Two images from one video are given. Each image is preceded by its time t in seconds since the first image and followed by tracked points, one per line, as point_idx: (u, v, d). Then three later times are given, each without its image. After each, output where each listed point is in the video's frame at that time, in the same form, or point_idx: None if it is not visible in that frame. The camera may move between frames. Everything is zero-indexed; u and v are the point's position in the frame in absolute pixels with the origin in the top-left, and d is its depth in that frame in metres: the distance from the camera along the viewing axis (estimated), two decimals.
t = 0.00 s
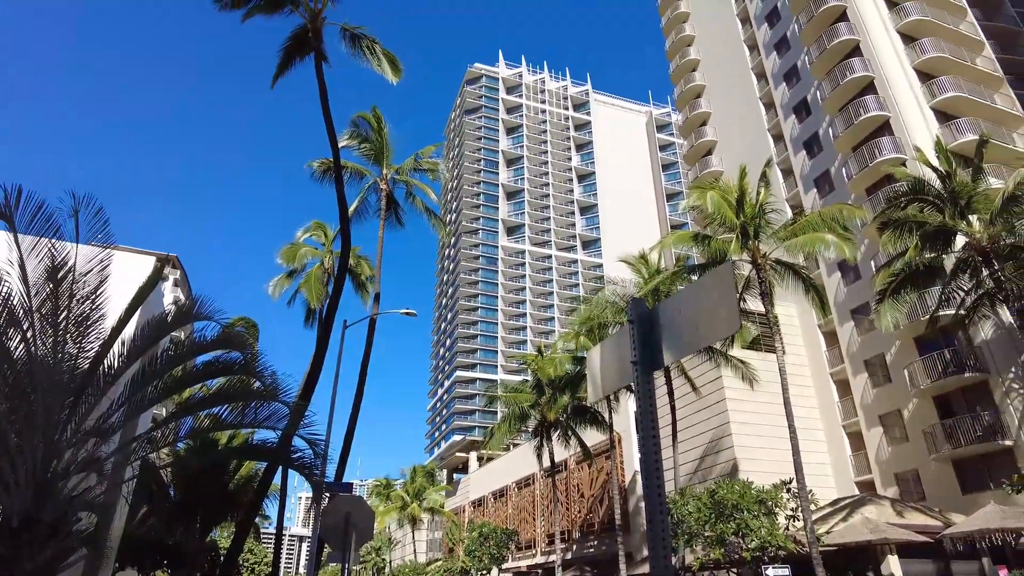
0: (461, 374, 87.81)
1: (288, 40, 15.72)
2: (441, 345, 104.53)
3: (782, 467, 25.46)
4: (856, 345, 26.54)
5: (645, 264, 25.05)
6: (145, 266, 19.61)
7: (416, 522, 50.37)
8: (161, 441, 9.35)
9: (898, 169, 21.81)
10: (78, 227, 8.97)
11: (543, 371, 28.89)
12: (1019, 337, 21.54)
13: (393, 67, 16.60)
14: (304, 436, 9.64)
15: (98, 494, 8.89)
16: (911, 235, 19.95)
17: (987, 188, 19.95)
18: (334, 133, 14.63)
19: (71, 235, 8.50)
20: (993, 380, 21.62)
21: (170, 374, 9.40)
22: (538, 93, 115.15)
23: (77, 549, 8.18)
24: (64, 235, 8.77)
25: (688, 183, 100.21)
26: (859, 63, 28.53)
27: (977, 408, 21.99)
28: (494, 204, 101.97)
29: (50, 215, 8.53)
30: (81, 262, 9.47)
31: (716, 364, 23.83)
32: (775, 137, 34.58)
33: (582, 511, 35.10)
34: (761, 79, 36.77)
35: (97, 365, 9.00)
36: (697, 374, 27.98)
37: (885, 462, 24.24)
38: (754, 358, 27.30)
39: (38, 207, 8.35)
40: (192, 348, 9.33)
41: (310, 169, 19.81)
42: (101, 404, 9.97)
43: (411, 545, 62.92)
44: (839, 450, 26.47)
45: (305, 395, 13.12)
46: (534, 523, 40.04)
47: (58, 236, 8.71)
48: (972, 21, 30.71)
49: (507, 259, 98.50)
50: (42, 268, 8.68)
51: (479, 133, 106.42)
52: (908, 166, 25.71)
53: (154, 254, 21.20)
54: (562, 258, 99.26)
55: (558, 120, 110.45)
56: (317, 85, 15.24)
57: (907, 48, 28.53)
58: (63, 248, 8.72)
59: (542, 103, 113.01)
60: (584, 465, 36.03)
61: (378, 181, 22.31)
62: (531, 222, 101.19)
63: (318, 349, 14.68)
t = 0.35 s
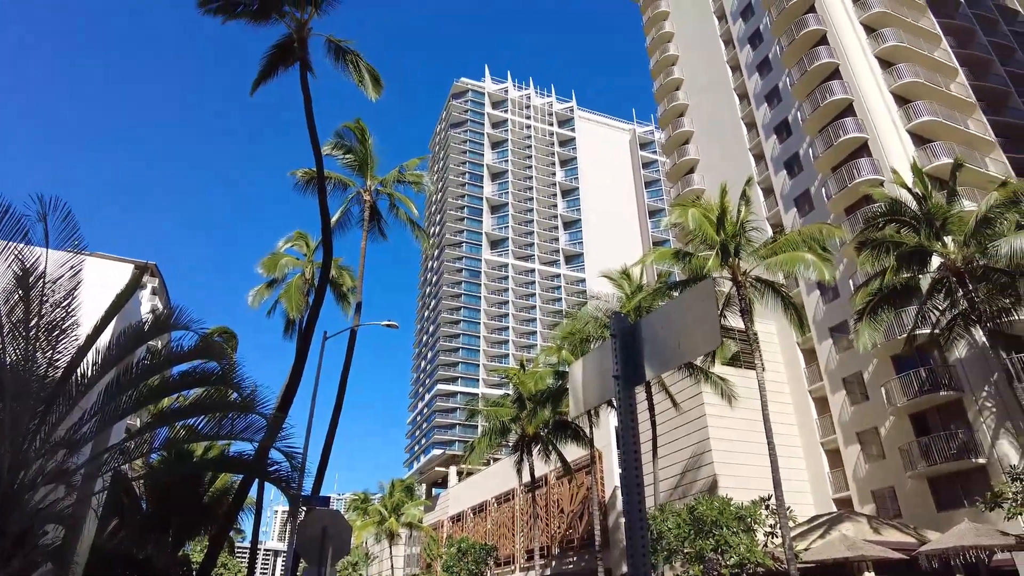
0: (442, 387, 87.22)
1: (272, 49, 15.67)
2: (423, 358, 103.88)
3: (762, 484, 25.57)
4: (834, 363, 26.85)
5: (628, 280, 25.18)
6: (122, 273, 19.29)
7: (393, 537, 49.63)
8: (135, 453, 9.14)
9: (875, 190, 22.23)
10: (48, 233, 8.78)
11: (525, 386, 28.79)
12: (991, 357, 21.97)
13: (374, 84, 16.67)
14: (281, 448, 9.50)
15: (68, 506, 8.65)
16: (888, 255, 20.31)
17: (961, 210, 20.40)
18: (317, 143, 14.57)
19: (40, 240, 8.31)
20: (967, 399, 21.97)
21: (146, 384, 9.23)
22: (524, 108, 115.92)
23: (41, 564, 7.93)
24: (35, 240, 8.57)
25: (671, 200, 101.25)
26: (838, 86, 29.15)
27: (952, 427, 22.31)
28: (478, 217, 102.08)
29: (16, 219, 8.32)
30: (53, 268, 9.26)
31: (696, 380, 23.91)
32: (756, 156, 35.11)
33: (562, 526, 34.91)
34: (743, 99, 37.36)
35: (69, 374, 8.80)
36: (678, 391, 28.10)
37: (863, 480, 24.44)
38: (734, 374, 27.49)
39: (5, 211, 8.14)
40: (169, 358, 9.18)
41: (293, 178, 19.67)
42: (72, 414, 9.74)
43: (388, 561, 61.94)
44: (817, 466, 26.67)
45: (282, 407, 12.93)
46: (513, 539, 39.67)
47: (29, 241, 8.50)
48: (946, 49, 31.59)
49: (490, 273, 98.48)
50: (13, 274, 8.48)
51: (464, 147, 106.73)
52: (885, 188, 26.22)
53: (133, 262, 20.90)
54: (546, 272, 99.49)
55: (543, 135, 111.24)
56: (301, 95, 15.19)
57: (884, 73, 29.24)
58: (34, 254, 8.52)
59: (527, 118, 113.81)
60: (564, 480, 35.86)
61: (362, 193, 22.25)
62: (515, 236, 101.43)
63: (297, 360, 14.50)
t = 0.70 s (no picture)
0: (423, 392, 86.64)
1: (255, 49, 15.54)
2: (404, 362, 103.27)
3: (740, 492, 25.73)
4: (812, 373, 27.17)
5: (610, 287, 25.27)
6: (98, 272, 18.97)
7: (371, 543, 49.06)
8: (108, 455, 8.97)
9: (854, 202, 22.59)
10: (19, 229, 8.58)
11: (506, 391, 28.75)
12: (965, 368, 22.39)
13: (354, 89, 16.62)
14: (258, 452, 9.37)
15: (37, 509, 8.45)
16: (866, 267, 20.62)
17: (937, 224, 20.80)
18: (301, 145, 14.46)
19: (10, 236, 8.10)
20: (941, 409, 22.33)
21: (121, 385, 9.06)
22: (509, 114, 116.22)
23: (6, 569, 7.74)
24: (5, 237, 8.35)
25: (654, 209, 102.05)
26: (819, 99, 29.62)
27: (927, 436, 22.66)
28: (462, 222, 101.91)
29: None
30: (24, 265, 9.03)
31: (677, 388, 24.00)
32: (739, 167, 35.50)
33: (541, 533, 34.81)
34: (726, 110, 37.79)
35: (40, 374, 8.61)
36: (658, 398, 28.23)
37: (840, 488, 24.70)
38: (714, 383, 27.68)
39: None
40: (145, 359, 9.02)
41: (275, 179, 19.50)
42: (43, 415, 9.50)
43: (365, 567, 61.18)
44: (795, 475, 26.92)
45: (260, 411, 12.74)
46: (492, 545, 39.48)
47: None
48: (924, 66, 32.29)
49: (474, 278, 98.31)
50: None
51: (449, 151, 106.62)
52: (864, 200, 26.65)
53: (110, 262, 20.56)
54: (529, 278, 99.55)
55: (528, 142, 111.55)
56: (285, 96, 15.08)
57: (864, 87, 29.77)
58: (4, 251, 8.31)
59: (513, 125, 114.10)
60: (544, 486, 35.80)
61: (345, 196, 22.12)
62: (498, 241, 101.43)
63: (277, 363, 14.32)
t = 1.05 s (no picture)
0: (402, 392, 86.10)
1: (237, 43, 15.29)
2: (383, 362, 102.61)
3: (716, 494, 25.96)
4: (789, 377, 27.51)
5: (591, 289, 25.35)
6: (70, 267, 18.42)
7: (348, 543, 48.66)
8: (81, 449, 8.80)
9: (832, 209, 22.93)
10: None
11: (486, 392, 28.70)
12: (936, 374, 22.75)
13: (336, 86, 16.47)
14: (233, 449, 9.22)
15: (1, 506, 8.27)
16: (843, 273, 20.91)
17: (912, 231, 21.20)
18: (282, 141, 14.28)
19: None
20: (913, 414, 22.77)
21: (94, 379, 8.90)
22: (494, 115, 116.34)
23: None
24: None
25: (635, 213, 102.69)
26: (800, 106, 30.04)
27: (899, 440, 23.07)
28: (444, 221, 101.53)
29: None
30: None
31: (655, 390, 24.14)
32: (720, 172, 35.85)
33: (518, 534, 34.83)
34: (708, 116, 38.14)
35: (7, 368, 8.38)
36: (636, 400, 28.43)
37: (813, 491, 25.02)
38: (692, 386, 27.96)
39: None
40: (118, 354, 8.84)
41: (255, 174, 19.25)
42: (11, 408, 9.29)
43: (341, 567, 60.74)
44: (770, 477, 27.22)
45: (234, 409, 12.56)
46: (469, 545, 39.41)
47: None
48: (901, 77, 32.90)
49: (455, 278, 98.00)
50: None
51: (433, 150, 106.22)
52: (842, 207, 27.06)
53: (82, 254, 20.16)
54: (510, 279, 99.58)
55: (512, 143, 111.59)
56: (267, 91, 14.87)
57: (844, 96, 30.25)
58: None
59: (497, 125, 114.01)
60: (522, 487, 35.79)
61: (326, 192, 21.90)
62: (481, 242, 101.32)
63: (253, 360, 14.12)
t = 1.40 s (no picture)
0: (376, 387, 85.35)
1: (215, 30, 14.90)
2: (358, 356, 101.75)
3: (686, 492, 26.23)
4: (760, 377, 27.90)
5: (568, 287, 25.38)
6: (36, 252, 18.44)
7: (318, 539, 48.13)
8: (44, 439, 8.57)
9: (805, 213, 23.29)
10: None
11: (460, 388, 28.60)
12: (903, 377, 23.48)
13: (316, 78, 16.18)
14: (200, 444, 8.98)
15: None
16: (815, 276, 21.19)
17: (883, 237, 21.61)
18: (258, 132, 13.98)
19: None
20: (880, 415, 23.26)
21: (58, 367, 8.66)
22: (474, 111, 115.90)
23: None
24: None
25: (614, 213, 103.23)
26: (777, 111, 30.42)
27: (866, 441, 23.54)
28: (423, 217, 100.85)
29: None
30: None
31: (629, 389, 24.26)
32: (697, 174, 36.18)
33: (490, 530, 34.83)
34: (687, 118, 38.44)
35: None
36: (610, 399, 28.59)
37: (782, 490, 25.39)
38: (665, 385, 28.20)
39: None
40: (84, 343, 8.57)
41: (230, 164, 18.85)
42: None
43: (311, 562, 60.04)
44: (740, 476, 27.61)
45: (203, 402, 12.29)
46: (440, 542, 39.32)
47: None
48: (876, 85, 33.51)
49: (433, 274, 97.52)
50: None
51: (413, 145, 105.44)
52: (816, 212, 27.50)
53: (47, 241, 19.64)
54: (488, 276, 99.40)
55: (492, 140, 111.30)
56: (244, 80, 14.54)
57: (820, 102, 30.67)
58: None
59: (478, 122, 113.57)
60: (495, 483, 35.79)
61: (301, 184, 21.55)
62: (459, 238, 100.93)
63: (223, 354, 13.82)
